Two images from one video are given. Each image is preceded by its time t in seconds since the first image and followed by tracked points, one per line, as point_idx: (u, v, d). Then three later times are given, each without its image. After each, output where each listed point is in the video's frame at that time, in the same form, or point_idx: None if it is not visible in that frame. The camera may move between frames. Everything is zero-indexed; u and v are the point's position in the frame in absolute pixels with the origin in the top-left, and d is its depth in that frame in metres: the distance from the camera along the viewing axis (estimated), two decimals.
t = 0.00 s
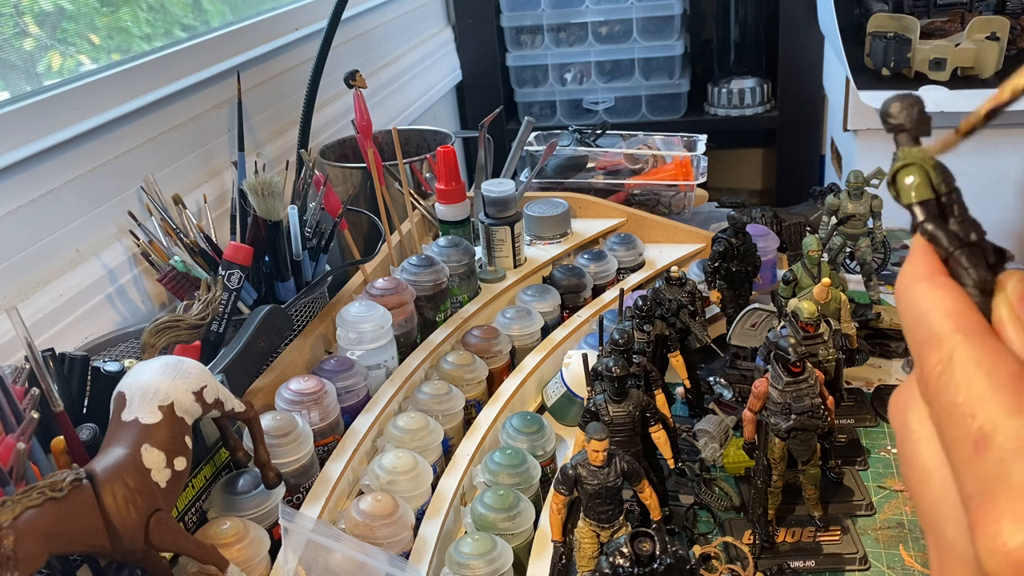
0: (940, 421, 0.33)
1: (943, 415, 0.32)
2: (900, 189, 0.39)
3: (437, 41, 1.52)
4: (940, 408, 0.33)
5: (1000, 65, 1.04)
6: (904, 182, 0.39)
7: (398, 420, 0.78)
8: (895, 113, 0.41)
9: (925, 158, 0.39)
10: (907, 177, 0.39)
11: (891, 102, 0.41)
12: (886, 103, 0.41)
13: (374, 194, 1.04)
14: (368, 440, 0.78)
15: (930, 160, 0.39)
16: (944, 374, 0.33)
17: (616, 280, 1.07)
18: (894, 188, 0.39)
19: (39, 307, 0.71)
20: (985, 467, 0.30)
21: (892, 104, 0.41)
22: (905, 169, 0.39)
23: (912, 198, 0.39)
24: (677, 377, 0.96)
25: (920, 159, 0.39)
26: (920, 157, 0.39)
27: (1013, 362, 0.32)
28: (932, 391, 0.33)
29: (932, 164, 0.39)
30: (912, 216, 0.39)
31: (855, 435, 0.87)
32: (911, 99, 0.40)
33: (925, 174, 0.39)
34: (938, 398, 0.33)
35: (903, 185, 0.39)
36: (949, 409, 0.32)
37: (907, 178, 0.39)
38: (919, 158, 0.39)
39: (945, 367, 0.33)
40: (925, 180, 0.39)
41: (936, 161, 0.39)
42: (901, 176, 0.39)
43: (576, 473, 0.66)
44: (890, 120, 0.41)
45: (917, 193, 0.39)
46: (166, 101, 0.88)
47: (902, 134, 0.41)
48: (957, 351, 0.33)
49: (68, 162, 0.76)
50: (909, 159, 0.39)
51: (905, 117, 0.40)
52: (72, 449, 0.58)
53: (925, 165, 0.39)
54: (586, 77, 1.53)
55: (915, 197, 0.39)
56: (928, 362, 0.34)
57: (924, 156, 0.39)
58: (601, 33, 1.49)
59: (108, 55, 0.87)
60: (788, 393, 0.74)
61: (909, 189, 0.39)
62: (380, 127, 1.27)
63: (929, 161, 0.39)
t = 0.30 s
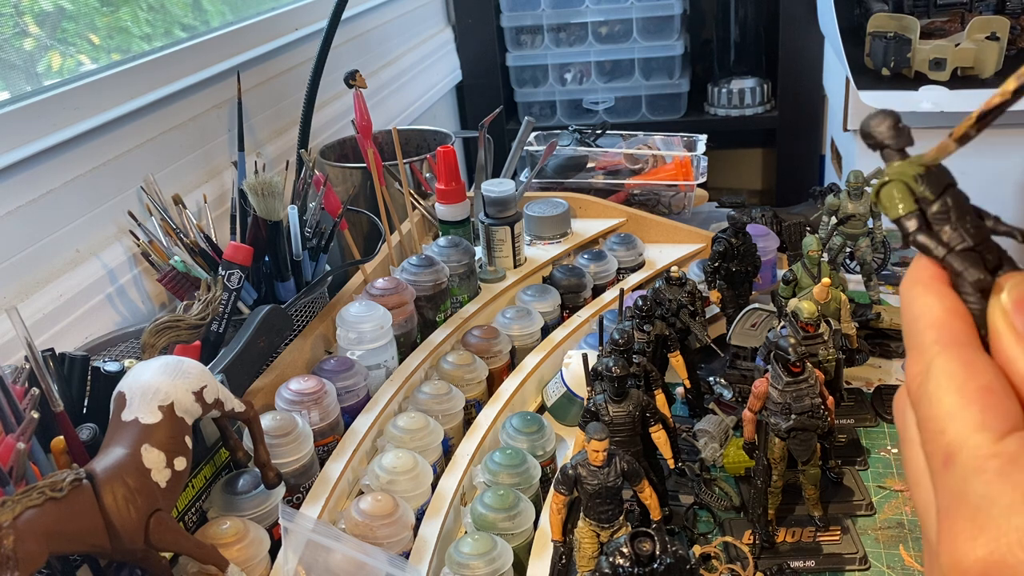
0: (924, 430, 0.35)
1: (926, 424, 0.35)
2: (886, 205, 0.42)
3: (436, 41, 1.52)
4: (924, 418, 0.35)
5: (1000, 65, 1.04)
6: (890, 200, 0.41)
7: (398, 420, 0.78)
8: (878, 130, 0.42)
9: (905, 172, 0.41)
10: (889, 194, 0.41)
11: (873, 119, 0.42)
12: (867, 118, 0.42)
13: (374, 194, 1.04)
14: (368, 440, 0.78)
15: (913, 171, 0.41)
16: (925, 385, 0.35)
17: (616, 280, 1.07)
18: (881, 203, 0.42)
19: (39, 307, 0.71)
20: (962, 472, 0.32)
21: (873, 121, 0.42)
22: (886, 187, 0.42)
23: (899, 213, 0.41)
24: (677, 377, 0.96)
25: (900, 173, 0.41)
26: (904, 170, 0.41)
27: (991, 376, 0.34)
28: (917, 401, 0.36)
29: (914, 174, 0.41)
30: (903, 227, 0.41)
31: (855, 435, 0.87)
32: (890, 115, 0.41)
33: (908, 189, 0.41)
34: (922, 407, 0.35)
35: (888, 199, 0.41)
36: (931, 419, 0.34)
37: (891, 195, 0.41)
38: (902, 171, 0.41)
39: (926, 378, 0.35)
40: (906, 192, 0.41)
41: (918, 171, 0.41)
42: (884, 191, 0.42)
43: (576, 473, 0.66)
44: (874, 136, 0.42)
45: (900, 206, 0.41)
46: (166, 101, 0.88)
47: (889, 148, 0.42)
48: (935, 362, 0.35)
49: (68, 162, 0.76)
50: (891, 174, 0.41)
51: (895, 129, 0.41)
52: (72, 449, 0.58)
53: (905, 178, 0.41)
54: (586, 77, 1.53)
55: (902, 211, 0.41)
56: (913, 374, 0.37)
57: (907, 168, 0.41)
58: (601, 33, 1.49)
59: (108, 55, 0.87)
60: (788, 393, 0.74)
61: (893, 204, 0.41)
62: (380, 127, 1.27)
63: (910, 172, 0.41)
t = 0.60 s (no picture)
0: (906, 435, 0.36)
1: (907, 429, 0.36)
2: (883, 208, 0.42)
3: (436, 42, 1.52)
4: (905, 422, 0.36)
5: (1000, 64, 1.04)
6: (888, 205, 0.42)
7: (398, 420, 0.78)
8: (882, 132, 0.42)
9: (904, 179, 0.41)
10: (885, 200, 0.41)
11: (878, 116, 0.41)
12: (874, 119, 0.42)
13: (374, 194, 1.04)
14: (368, 440, 0.78)
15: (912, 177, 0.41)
16: (908, 389, 0.36)
17: (616, 280, 1.07)
18: (879, 208, 0.42)
19: (39, 307, 0.71)
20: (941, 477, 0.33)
21: (878, 124, 0.42)
22: (884, 191, 0.42)
23: (896, 219, 0.41)
24: (677, 377, 0.96)
25: (898, 180, 0.41)
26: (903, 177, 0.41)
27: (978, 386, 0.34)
28: (901, 406, 0.36)
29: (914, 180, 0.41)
30: (898, 233, 0.41)
31: (855, 435, 0.87)
32: (893, 117, 0.41)
33: (904, 196, 0.41)
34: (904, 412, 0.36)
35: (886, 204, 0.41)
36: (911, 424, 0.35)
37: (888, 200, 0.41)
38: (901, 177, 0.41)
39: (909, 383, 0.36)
40: (904, 198, 0.41)
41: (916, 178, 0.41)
42: (883, 197, 0.42)
43: (576, 473, 0.66)
44: (878, 139, 0.42)
45: (897, 213, 0.41)
46: (166, 101, 0.88)
47: (893, 152, 0.42)
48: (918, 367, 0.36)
49: (68, 162, 0.76)
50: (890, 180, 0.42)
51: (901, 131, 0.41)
52: (72, 449, 0.58)
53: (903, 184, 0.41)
54: (586, 77, 1.53)
55: (898, 218, 0.41)
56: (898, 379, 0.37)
57: (906, 175, 0.41)
58: (601, 33, 1.49)
59: (108, 55, 0.87)
60: (788, 393, 0.74)
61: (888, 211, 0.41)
62: (380, 127, 1.27)
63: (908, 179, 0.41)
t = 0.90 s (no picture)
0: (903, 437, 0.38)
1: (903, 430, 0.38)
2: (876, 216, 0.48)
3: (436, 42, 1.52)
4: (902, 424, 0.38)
5: (999, 65, 1.04)
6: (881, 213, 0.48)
7: (398, 420, 0.78)
8: (868, 139, 0.48)
9: (889, 189, 0.47)
10: (873, 211, 0.48)
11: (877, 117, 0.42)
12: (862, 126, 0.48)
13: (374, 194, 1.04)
14: (368, 440, 0.78)
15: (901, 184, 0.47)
16: (904, 399, 0.38)
17: (616, 280, 1.07)
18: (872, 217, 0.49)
19: (40, 308, 0.71)
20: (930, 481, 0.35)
21: (865, 133, 0.48)
22: (874, 202, 0.48)
23: (887, 226, 0.48)
24: (677, 377, 0.96)
25: (882, 192, 0.47)
26: (889, 186, 0.47)
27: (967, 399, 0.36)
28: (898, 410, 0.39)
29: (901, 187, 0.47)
30: (892, 239, 0.48)
31: (856, 435, 0.87)
32: (877, 126, 0.47)
33: (891, 206, 0.47)
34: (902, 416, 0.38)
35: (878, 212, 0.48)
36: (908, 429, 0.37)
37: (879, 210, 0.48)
38: (887, 186, 0.47)
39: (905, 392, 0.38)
40: (890, 209, 0.47)
41: (900, 187, 0.47)
42: (874, 206, 0.48)
43: (576, 473, 0.66)
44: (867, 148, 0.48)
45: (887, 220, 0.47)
46: (166, 101, 0.88)
47: (882, 158, 0.48)
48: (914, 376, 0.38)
49: (68, 162, 0.76)
50: (877, 191, 0.48)
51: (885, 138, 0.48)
52: (72, 449, 0.58)
53: (887, 195, 0.47)
54: (586, 77, 1.53)
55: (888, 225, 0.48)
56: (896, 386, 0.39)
57: (892, 185, 0.47)
58: (601, 33, 1.49)
59: (108, 55, 0.87)
60: (788, 393, 0.74)
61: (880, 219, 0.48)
62: (380, 126, 1.27)
63: (892, 190, 0.47)
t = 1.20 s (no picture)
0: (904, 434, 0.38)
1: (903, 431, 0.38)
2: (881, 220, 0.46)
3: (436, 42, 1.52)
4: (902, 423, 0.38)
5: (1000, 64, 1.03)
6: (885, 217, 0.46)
7: (398, 420, 0.78)
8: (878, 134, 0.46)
9: (889, 193, 0.46)
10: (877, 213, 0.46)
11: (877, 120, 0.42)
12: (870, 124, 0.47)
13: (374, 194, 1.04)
14: (368, 440, 0.78)
15: (902, 187, 0.45)
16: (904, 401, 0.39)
17: (616, 280, 1.07)
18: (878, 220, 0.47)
19: (40, 308, 0.71)
20: (914, 488, 0.36)
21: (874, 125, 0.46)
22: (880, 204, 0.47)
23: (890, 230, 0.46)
24: (677, 377, 0.96)
25: (886, 197, 0.46)
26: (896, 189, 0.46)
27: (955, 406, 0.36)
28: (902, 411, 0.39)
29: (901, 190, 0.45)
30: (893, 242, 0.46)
31: (855, 435, 0.87)
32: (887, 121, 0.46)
33: (893, 209, 0.46)
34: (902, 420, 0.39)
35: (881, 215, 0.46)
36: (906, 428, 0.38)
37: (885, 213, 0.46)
38: (891, 189, 0.46)
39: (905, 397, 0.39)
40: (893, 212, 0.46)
41: (898, 191, 0.45)
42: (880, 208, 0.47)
43: (576, 473, 0.66)
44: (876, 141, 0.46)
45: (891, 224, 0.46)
46: (166, 101, 0.88)
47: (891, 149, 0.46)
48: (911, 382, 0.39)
49: (68, 163, 0.76)
50: (884, 193, 0.46)
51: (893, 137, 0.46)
52: (72, 449, 0.58)
53: (889, 200, 0.46)
54: (586, 77, 1.53)
55: (890, 229, 0.46)
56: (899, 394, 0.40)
57: (897, 188, 0.46)
58: (601, 33, 1.49)
59: (108, 55, 0.87)
60: (788, 393, 0.74)
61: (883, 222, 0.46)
62: (380, 126, 1.27)
63: (894, 195, 0.46)
